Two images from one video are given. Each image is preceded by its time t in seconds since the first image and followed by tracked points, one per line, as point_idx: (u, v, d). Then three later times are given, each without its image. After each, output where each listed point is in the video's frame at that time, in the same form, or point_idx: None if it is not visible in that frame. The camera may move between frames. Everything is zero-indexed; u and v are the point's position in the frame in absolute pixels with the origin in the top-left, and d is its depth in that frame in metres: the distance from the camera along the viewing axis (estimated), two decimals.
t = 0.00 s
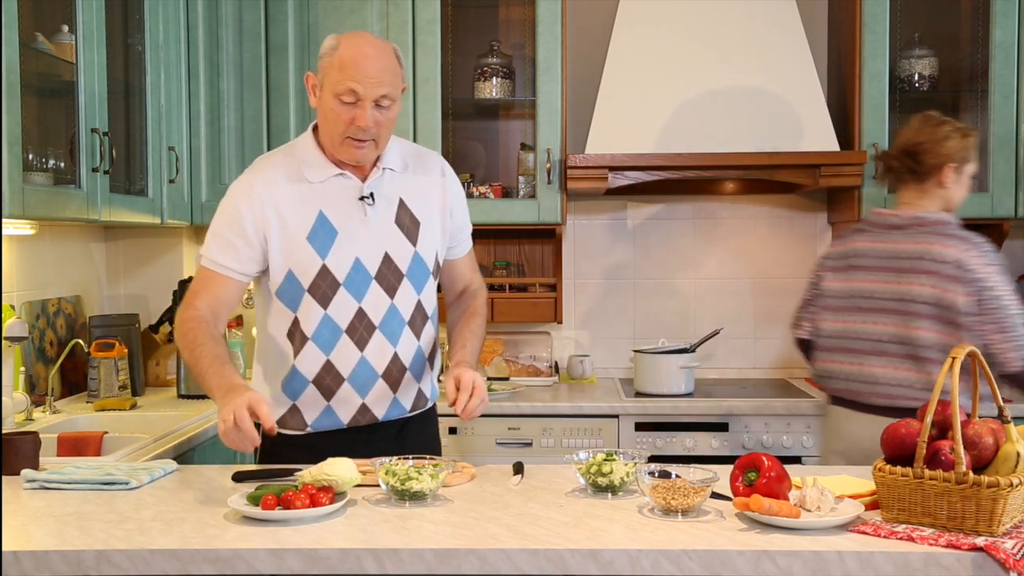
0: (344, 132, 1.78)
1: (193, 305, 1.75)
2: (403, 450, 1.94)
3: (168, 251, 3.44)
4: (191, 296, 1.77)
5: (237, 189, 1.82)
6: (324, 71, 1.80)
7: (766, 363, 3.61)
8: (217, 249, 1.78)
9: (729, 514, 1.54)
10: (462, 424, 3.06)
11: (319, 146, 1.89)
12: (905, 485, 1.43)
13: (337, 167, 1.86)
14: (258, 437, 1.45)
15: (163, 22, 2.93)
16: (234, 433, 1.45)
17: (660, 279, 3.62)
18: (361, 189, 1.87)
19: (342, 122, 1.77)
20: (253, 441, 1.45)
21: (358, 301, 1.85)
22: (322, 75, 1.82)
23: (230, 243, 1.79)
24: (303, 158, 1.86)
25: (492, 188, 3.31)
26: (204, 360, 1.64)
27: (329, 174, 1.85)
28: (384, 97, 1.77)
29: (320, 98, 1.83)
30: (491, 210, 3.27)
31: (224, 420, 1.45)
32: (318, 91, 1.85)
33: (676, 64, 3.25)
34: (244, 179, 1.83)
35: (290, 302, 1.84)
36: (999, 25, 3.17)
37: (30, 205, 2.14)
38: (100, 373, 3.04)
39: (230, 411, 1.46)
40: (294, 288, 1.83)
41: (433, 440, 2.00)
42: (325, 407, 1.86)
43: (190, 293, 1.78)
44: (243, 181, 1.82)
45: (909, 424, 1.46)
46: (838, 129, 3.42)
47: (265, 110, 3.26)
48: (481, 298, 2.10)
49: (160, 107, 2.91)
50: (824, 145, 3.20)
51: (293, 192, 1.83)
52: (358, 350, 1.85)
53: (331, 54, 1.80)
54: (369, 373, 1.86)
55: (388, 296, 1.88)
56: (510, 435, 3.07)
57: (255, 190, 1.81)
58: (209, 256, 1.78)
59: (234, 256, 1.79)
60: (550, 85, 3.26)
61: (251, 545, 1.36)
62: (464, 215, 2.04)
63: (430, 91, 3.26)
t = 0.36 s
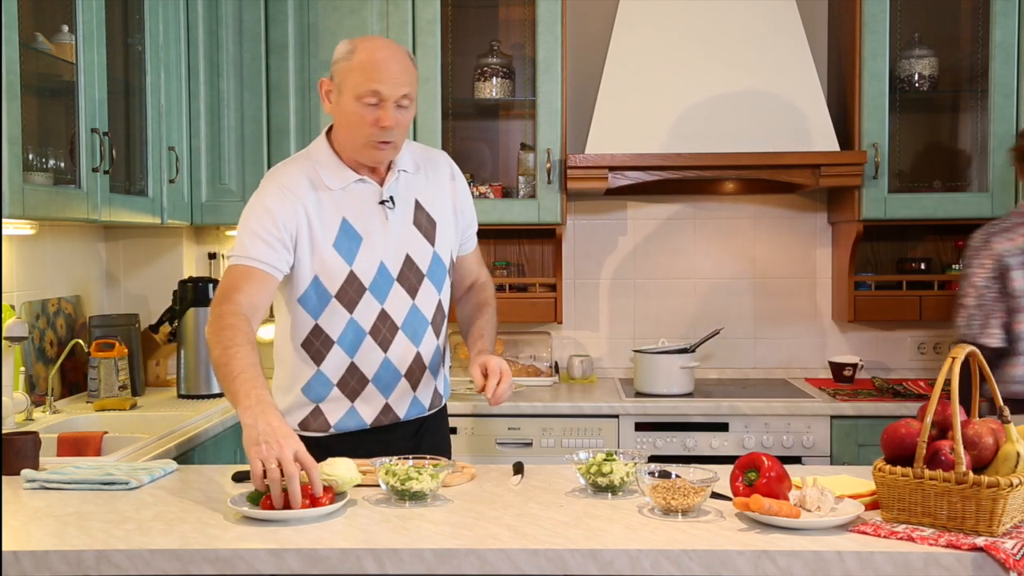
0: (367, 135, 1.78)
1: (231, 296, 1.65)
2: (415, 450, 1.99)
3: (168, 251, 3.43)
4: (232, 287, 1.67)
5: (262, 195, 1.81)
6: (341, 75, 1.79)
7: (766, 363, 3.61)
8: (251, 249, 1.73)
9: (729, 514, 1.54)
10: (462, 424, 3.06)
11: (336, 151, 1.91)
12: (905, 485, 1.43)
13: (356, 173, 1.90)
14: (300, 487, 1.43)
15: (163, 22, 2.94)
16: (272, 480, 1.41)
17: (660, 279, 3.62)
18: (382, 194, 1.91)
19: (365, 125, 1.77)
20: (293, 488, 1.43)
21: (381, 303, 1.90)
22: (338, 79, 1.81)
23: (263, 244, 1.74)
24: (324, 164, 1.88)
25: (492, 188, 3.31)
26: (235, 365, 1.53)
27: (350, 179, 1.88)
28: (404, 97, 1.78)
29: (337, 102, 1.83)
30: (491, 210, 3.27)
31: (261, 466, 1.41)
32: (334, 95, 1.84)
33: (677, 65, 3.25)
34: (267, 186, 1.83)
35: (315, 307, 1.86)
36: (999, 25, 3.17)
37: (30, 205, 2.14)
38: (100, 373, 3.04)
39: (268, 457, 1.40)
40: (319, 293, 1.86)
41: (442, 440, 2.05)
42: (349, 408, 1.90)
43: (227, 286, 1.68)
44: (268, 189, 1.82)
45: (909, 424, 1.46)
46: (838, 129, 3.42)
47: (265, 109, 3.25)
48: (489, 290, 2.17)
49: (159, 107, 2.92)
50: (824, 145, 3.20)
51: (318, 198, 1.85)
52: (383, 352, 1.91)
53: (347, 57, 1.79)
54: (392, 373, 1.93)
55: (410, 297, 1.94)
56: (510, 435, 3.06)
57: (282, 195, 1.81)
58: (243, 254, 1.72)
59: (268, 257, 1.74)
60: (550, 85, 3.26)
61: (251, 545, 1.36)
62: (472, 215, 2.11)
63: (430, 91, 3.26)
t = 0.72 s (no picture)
0: (433, 119, 1.97)
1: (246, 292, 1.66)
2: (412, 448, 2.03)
3: (168, 251, 3.43)
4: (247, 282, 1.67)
5: (285, 187, 1.82)
6: (400, 69, 1.94)
7: (766, 363, 3.61)
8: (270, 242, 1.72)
9: (729, 514, 1.54)
10: (462, 424, 3.06)
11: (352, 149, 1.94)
12: (905, 485, 1.43)
13: (377, 170, 1.94)
14: (303, 495, 1.46)
15: (163, 22, 2.94)
16: (275, 489, 1.43)
17: (660, 279, 3.62)
18: (400, 191, 1.97)
19: (433, 110, 1.96)
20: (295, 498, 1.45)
21: (394, 300, 1.95)
22: (394, 74, 1.94)
23: (283, 237, 1.75)
24: (345, 160, 1.91)
25: (492, 188, 3.31)
26: (244, 368, 1.55)
27: (372, 176, 1.92)
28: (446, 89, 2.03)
29: (393, 96, 1.95)
30: (491, 210, 3.27)
31: (266, 475, 1.43)
32: (387, 92, 1.95)
33: (677, 65, 3.25)
34: (289, 178, 1.84)
35: (332, 301, 1.89)
36: (999, 25, 3.17)
37: (30, 205, 2.14)
38: (100, 373, 3.03)
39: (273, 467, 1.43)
40: (337, 288, 1.89)
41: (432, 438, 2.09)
42: (354, 403, 1.92)
43: (242, 279, 1.68)
44: (290, 181, 1.83)
45: (909, 424, 1.46)
46: (838, 129, 3.42)
47: (265, 109, 3.26)
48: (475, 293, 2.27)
49: (159, 107, 2.92)
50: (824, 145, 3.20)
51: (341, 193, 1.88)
52: (391, 348, 1.95)
53: (400, 53, 1.96)
54: (398, 369, 1.97)
55: (419, 294, 2.00)
56: (510, 435, 3.06)
57: (303, 189, 1.82)
58: (259, 247, 1.71)
59: (287, 251, 1.74)
60: (550, 85, 3.26)
61: (251, 545, 1.36)
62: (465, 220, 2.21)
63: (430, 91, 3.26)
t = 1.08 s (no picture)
0: (422, 108, 2.01)
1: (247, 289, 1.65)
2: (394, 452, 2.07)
3: (168, 251, 3.43)
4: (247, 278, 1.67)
5: (281, 179, 1.80)
6: (389, 60, 1.98)
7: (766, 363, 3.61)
8: (269, 235, 1.71)
9: (729, 514, 1.54)
10: (462, 424, 3.06)
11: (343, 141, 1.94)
12: (905, 485, 1.43)
13: (368, 163, 1.95)
14: (302, 494, 1.45)
15: (163, 22, 2.94)
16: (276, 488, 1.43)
17: (660, 279, 3.62)
18: (388, 185, 1.99)
19: (421, 99, 2.00)
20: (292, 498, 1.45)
21: (383, 293, 1.97)
22: (382, 66, 1.98)
23: (281, 231, 1.74)
24: (339, 153, 1.90)
25: (492, 188, 3.31)
26: (245, 368, 1.56)
27: (364, 169, 1.93)
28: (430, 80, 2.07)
29: (383, 87, 1.98)
30: (492, 210, 3.27)
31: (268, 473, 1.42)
32: (376, 83, 1.98)
33: (677, 65, 3.25)
34: (284, 169, 1.82)
35: (325, 294, 1.89)
36: (999, 25, 3.17)
37: (30, 205, 2.14)
38: (100, 373, 3.03)
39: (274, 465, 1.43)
40: (332, 281, 1.90)
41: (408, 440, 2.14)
42: (341, 397, 1.93)
43: (242, 274, 1.67)
44: (285, 173, 1.81)
45: (909, 425, 1.46)
46: (838, 129, 3.42)
47: (265, 109, 3.26)
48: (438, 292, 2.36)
49: (159, 108, 2.92)
50: (825, 145, 3.19)
51: (336, 185, 1.88)
52: (379, 341, 1.97)
53: (386, 45, 1.99)
54: (384, 362, 1.99)
55: (405, 287, 2.03)
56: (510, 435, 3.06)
57: (301, 181, 1.81)
58: (259, 242, 1.70)
59: (286, 244, 1.73)
60: (550, 85, 3.26)
61: (251, 545, 1.36)
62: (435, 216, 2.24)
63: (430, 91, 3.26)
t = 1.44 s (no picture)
0: (399, 106, 2.02)
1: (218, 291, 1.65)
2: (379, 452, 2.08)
3: (169, 251, 3.43)
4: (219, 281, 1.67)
5: (260, 179, 1.80)
6: (365, 59, 1.98)
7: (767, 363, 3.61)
8: (245, 236, 1.72)
9: (729, 514, 1.54)
10: (462, 424, 3.06)
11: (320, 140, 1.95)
12: (905, 485, 1.43)
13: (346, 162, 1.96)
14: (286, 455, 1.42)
15: (163, 22, 2.94)
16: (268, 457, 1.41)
17: (659, 279, 3.62)
18: (366, 183, 2.01)
19: (398, 97, 2.02)
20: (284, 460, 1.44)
21: (365, 290, 1.98)
22: (358, 66, 1.98)
23: (262, 231, 1.75)
24: (317, 152, 1.91)
25: (492, 188, 3.31)
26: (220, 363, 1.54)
27: (342, 168, 1.94)
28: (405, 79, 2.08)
29: (360, 87, 1.98)
30: (493, 210, 3.27)
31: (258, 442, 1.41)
32: (353, 83, 1.99)
33: (677, 65, 3.25)
34: (263, 170, 1.82)
35: (309, 292, 1.90)
36: (999, 25, 3.17)
37: (30, 205, 2.14)
38: (100, 373, 3.03)
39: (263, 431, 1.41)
40: (315, 279, 1.90)
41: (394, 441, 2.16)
42: (324, 395, 1.94)
43: (214, 279, 1.68)
44: (265, 173, 1.81)
45: (910, 425, 1.46)
46: (838, 129, 3.42)
47: (265, 109, 3.26)
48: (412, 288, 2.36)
49: (159, 109, 2.92)
50: (825, 144, 3.19)
51: (315, 184, 1.89)
52: (361, 339, 1.98)
53: (361, 45, 2.00)
54: (366, 360, 2.00)
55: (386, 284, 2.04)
56: (510, 435, 3.06)
57: (279, 181, 1.82)
58: (240, 244, 1.71)
59: (263, 245, 1.74)
60: (550, 85, 3.26)
61: (251, 545, 1.36)
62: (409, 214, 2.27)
63: (430, 91, 3.26)
